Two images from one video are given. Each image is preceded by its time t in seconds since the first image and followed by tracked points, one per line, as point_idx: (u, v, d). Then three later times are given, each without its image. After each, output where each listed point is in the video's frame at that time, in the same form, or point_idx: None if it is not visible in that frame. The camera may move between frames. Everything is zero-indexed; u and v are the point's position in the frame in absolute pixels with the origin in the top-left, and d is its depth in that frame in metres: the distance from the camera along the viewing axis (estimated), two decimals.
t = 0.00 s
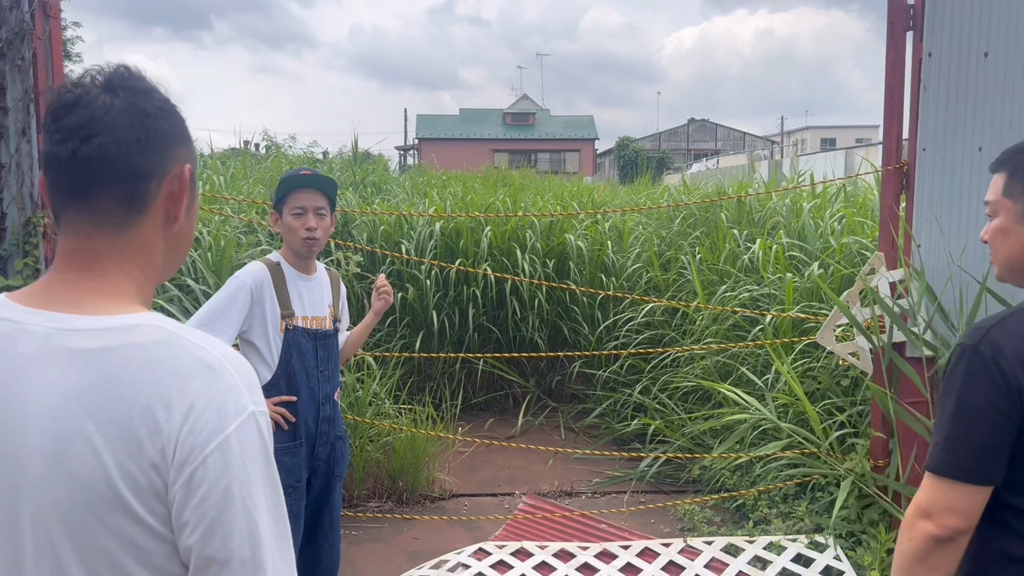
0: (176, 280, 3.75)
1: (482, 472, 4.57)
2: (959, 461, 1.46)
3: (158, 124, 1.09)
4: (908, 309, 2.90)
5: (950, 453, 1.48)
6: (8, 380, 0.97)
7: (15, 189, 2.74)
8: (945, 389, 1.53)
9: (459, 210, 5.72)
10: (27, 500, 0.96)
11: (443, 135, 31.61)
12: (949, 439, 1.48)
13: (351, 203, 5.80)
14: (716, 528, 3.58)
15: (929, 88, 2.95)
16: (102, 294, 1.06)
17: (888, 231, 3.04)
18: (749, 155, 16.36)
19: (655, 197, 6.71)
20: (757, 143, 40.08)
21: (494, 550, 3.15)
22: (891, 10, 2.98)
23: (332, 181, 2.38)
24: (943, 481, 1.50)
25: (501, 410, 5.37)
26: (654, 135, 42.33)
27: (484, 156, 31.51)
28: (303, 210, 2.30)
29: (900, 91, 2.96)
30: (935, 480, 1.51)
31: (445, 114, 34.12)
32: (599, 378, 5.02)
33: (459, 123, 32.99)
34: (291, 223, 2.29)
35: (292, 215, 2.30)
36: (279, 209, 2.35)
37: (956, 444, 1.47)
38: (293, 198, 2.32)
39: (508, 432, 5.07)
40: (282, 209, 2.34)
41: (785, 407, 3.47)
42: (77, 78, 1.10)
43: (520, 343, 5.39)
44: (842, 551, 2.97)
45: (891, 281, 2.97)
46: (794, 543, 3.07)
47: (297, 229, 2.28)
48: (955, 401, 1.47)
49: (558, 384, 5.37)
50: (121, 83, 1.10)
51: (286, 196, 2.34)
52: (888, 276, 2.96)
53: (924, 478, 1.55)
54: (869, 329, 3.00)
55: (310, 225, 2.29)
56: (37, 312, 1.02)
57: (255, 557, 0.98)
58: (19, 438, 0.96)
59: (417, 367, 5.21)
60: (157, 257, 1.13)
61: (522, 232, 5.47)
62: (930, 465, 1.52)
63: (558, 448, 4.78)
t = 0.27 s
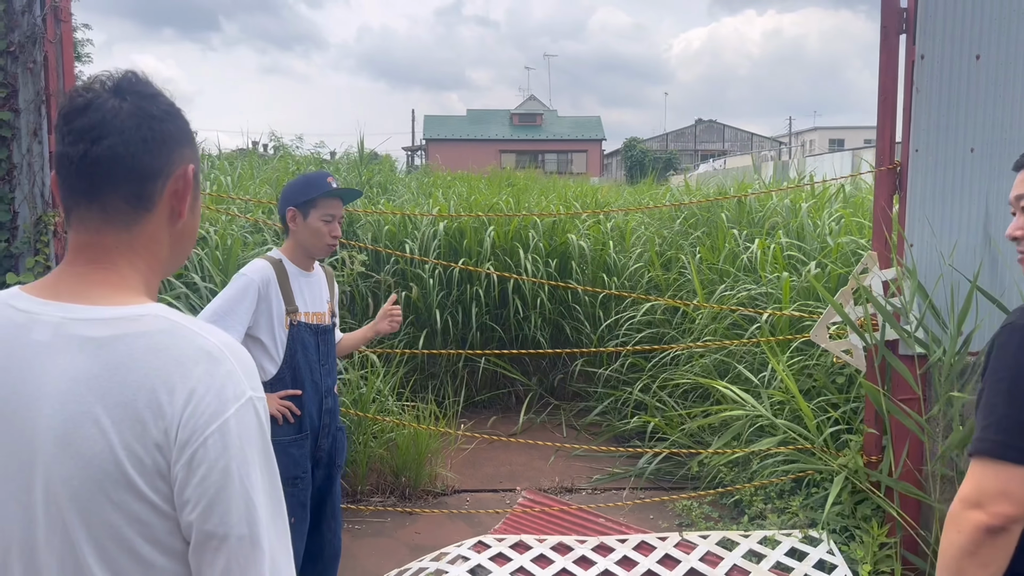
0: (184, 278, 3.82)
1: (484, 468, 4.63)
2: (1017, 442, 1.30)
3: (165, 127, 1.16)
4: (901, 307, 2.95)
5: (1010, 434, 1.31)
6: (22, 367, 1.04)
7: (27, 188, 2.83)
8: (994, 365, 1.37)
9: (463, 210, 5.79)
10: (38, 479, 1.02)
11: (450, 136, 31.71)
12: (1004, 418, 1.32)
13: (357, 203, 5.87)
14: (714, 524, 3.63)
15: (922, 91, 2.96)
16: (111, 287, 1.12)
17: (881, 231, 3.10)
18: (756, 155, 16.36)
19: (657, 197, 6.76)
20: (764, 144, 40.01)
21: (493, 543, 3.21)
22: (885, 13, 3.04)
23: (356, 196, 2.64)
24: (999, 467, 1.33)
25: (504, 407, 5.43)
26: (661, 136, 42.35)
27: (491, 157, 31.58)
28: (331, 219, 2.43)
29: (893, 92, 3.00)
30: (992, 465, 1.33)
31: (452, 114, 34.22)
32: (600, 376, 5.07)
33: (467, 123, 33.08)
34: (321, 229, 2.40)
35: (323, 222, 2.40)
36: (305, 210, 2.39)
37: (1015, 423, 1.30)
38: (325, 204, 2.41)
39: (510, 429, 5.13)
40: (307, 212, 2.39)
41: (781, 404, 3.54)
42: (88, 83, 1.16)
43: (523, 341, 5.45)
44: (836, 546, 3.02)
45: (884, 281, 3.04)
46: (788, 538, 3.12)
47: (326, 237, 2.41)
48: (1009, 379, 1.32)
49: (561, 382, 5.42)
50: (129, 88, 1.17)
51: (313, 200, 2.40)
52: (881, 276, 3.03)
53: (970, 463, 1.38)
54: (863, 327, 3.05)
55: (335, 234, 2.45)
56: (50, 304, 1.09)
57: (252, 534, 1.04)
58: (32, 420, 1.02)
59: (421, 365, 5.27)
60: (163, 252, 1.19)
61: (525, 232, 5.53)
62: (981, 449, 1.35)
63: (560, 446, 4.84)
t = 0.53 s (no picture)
0: (188, 278, 3.89)
1: (483, 467, 4.70)
2: (976, 454, 1.29)
3: (160, 134, 1.23)
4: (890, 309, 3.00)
5: (968, 446, 1.30)
6: (23, 358, 1.11)
7: (35, 191, 2.91)
8: (960, 374, 1.35)
9: (465, 212, 5.85)
10: (38, 462, 1.09)
11: (457, 139, 31.82)
12: (966, 428, 1.30)
13: (360, 205, 5.95)
14: (709, 523, 3.68)
15: (911, 95, 3.01)
16: (108, 283, 1.19)
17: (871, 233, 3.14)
18: (761, 159, 16.39)
19: (658, 200, 6.82)
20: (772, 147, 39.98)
21: (489, 539, 3.27)
22: (874, 19, 3.09)
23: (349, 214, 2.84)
24: (958, 479, 1.32)
25: (505, 407, 5.50)
26: (668, 139, 42.37)
27: (498, 160, 31.67)
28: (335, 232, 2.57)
29: (881, 96, 3.07)
30: (951, 477, 1.32)
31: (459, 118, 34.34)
32: (600, 377, 5.13)
33: (474, 127, 33.19)
34: (327, 241, 2.53)
35: (331, 235, 2.53)
36: (317, 222, 2.49)
37: (976, 435, 1.28)
38: (337, 219, 2.54)
39: (510, 429, 5.20)
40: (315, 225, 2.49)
41: (773, 404, 3.62)
42: (89, 92, 1.23)
43: (524, 342, 5.52)
44: (825, 544, 3.07)
45: (873, 282, 3.08)
46: (779, 535, 3.17)
47: (328, 249, 2.55)
48: (974, 389, 1.30)
49: (561, 383, 5.47)
50: (128, 96, 1.24)
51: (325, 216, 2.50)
52: (870, 278, 3.07)
53: (932, 472, 1.37)
54: (853, 328, 3.09)
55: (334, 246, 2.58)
56: (51, 300, 1.16)
57: (237, 516, 1.10)
58: (33, 407, 1.09)
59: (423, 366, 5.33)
60: (158, 251, 1.26)
61: (526, 235, 5.59)
62: (942, 460, 1.34)
63: (559, 446, 4.91)
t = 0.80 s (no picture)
0: (194, 280, 3.98)
1: (484, 468, 4.77)
2: (918, 474, 1.31)
3: (156, 138, 1.30)
4: (880, 312, 3.05)
5: (911, 467, 1.32)
6: (26, 348, 1.19)
7: (44, 195, 3.00)
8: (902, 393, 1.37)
9: (468, 217, 5.93)
10: (38, 446, 1.16)
11: (466, 144, 31.96)
12: (910, 447, 1.32)
13: (365, 210, 6.04)
14: (705, 522, 3.72)
15: (901, 102, 3.07)
16: (105, 279, 1.27)
17: (862, 237, 3.21)
18: (769, 164, 16.43)
19: (661, 205, 6.87)
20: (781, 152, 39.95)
21: (485, 537, 3.33)
22: (865, 26, 3.16)
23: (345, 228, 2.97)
24: (903, 498, 1.34)
25: (507, 409, 5.55)
26: (677, 144, 42.40)
27: (507, 165, 31.78)
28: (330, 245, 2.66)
29: (872, 103, 3.15)
30: (892, 494, 1.35)
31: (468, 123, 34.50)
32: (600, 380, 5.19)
33: (483, 132, 33.32)
34: (320, 254, 2.62)
35: (325, 249, 2.63)
36: (314, 235, 2.58)
37: (918, 456, 1.31)
38: (334, 234, 2.63)
39: (511, 431, 5.27)
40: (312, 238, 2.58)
41: (768, 405, 3.68)
42: (91, 98, 1.31)
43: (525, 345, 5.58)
44: (817, 542, 3.12)
45: (863, 286, 3.15)
46: (771, 534, 3.21)
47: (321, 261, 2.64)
48: (917, 407, 1.31)
49: (562, 386, 5.53)
50: (127, 102, 1.32)
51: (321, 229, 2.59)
52: (860, 281, 3.13)
53: (877, 489, 1.39)
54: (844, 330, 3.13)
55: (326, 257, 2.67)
56: (50, 294, 1.23)
57: (224, 499, 1.17)
58: (34, 395, 1.17)
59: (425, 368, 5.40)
60: (153, 250, 1.34)
61: (528, 239, 5.65)
62: (887, 479, 1.36)
63: (559, 447, 4.98)
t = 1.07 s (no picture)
0: (201, 283, 4.06)
1: (486, 468, 4.82)
2: (873, 484, 1.36)
3: (164, 155, 1.40)
4: (873, 315, 3.10)
5: (867, 478, 1.37)
6: (29, 342, 1.25)
7: (55, 199, 3.09)
8: (855, 402, 1.42)
9: (472, 221, 6.00)
10: (42, 433, 1.23)
11: (474, 149, 32.07)
12: (866, 459, 1.38)
13: (371, 214, 6.12)
14: (703, 522, 3.77)
15: (894, 108, 3.12)
16: (101, 277, 1.32)
17: (856, 242, 3.27)
18: (776, 169, 16.46)
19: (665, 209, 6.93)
20: (790, 157, 39.90)
21: (485, 535, 3.39)
22: (858, 35, 3.23)
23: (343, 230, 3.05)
24: (860, 509, 1.39)
25: (510, 411, 5.62)
26: (686, 149, 42.38)
27: (515, 170, 31.87)
28: (325, 244, 2.72)
29: (865, 110, 3.21)
30: (850, 507, 1.40)
31: (476, 128, 34.63)
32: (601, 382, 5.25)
33: (491, 137, 33.43)
34: (314, 253, 2.68)
35: (318, 247, 2.69)
36: (305, 235, 2.65)
37: (874, 467, 1.36)
38: (325, 232, 2.69)
39: (514, 432, 5.33)
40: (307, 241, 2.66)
41: (764, 407, 3.75)
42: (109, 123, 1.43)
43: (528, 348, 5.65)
44: (811, 541, 3.17)
45: (857, 289, 3.19)
46: (766, 534, 3.27)
47: (316, 260, 2.70)
48: (870, 420, 1.37)
49: (565, 389, 5.59)
50: (141, 126, 1.43)
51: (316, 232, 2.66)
52: (854, 284, 3.18)
53: (835, 502, 1.45)
54: (838, 333, 3.19)
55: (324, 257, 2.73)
56: (51, 291, 1.29)
57: (219, 482, 1.25)
58: (37, 386, 1.23)
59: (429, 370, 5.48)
60: (150, 254, 1.39)
61: (531, 243, 5.72)
62: (844, 491, 1.41)
63: (561, 449, 5.04)
